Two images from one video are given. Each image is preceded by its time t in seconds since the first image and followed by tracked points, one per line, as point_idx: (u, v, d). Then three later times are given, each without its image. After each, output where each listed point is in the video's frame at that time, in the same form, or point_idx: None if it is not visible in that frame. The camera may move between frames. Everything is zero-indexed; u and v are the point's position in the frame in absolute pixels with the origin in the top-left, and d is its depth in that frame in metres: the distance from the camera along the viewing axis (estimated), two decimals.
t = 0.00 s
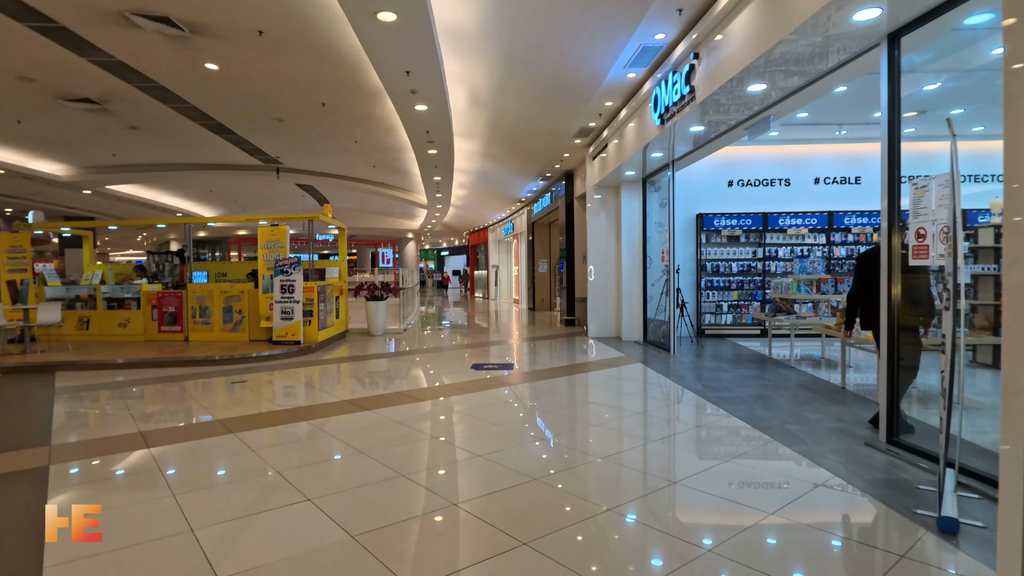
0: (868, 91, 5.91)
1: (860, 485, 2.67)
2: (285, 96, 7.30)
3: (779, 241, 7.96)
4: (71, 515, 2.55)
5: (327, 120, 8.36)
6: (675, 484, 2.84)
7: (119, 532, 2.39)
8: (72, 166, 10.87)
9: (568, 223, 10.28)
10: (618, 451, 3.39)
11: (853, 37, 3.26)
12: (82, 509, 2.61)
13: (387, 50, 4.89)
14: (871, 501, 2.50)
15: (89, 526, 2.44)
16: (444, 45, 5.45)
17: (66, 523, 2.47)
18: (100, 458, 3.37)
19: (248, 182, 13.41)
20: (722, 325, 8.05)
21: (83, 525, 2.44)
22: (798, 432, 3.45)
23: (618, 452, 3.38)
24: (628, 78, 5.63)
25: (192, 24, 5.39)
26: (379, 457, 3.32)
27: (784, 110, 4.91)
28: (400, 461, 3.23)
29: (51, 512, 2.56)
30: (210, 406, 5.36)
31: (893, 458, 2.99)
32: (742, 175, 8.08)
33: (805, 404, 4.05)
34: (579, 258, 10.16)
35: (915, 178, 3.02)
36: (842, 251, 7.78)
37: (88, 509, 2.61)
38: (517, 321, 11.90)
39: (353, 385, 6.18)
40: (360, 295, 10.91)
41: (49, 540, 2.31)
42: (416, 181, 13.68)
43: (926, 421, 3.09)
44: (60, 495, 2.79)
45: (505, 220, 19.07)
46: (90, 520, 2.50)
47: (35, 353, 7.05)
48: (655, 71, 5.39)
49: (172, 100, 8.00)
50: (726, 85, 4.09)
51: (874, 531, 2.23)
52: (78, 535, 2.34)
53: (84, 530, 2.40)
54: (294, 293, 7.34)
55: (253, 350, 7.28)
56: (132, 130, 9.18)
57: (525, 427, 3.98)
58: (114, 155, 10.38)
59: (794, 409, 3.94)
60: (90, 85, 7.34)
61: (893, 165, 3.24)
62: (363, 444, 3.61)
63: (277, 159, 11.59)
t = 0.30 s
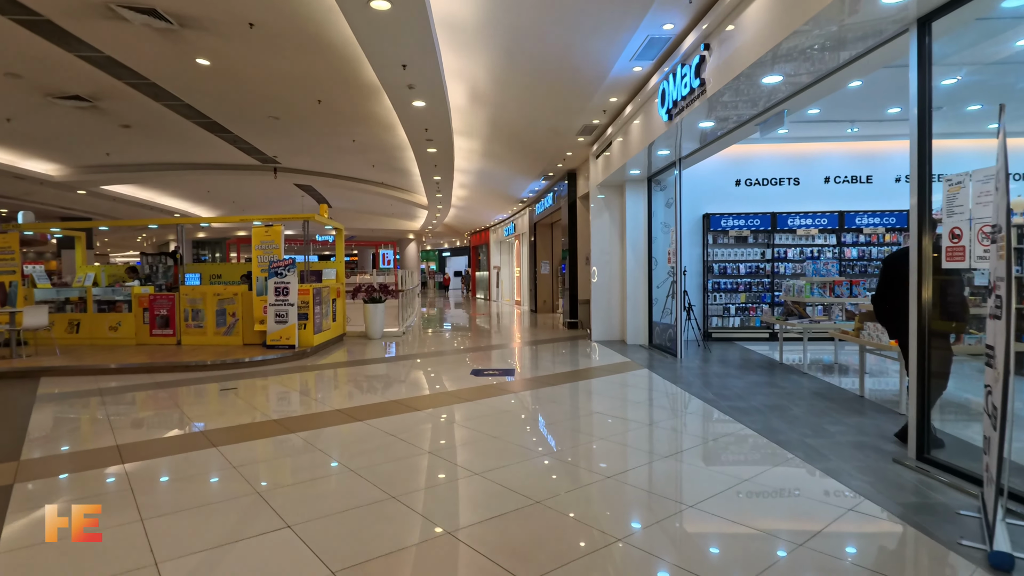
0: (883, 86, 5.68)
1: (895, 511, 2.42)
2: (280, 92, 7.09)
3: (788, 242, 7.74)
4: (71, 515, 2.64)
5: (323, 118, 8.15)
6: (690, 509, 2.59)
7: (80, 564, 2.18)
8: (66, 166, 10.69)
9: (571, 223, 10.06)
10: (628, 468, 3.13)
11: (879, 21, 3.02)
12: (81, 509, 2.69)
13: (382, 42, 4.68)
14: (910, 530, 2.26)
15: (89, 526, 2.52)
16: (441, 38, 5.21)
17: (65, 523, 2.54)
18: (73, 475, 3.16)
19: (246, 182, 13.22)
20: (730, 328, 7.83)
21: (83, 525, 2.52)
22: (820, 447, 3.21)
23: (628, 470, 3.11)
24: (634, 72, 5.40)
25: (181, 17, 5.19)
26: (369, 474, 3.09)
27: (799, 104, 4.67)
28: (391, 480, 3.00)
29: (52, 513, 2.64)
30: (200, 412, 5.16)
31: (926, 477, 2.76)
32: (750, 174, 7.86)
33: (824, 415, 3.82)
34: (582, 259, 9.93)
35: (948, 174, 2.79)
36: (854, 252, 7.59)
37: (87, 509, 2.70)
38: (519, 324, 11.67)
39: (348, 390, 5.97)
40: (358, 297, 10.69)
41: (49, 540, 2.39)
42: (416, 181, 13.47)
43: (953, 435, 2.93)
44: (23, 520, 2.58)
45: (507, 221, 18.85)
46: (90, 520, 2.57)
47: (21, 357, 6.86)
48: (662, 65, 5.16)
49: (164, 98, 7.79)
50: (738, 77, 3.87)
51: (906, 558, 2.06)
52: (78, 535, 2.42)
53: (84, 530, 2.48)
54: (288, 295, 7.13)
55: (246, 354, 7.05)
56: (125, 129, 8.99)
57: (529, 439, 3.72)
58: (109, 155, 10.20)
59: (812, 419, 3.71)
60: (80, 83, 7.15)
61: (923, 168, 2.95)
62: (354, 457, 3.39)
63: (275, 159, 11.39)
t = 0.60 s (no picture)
0: (899, 80, 5.47)
1: (937, 536, 2.21)
2: (276, 89, 6.89)
3: (798, 243, 7.54)
4: (71, 515, 2.60)
5: (321, 116, 7.96)
6: (712, 532, 2.33)
7: None
8: (59, 166, 10.50)
9: (574, 224, 9.85)
10: (642, 485, 2.87)
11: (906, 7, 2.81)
12: (81, 509, 2.65)
13: (379, 34, 4.47)
14: (956, 558, 2.04)
15: (89, 526, 2.47)
16: (441, 30, 5.00)
17: (66, 523, 2.51)
18: (43, 491, 2.93)
19: (243, 182, 13.02)
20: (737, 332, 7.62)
21: (83, 525, 2.47)
22: (845, 460, 2.99)
23: (642, 487, 2.85)
24: (642, 66, 5.20)
25: (171, 9, 4.98)
26: (358, 491, 2.85)
27: (815, 98, 4.46)
28: (384, 497, 2.77)
29: (52, 513, 2.61)
30: (189, 419, 4.95)
31: (965, 496, 2.54)
32: (758, 174, 7.66)
33: (845, 425, 3.61)
34: (585, 261, 9.73)
35: (990, 169, 2.61)
36: (865, 254, 7.38)
37: (88, 509, 2.66)
38: (520, 327, 11.46)
39: (344, 396, 5.76)
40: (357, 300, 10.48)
41: (49, 540, 2.35)
42: (416, 181, 13.28)
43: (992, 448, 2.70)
44: None
45: (508, 223, 18.66)
46: (90, 520, 2.53)
47: (7, 362, 6.64)
48: (671, 58, 4.96)
49: (157, 96, 7.60)
50: (754, 68, 3.67)
51: None
52: (78, 536, 2.38)
53: (84, 530, 2.43)
54: (284, 298, 6.94)
55: (240, 359, 6.84)
56: (118, 128, 8.79)
57: (533, 452, 3.46)
58: (103, 155, 10.01)
59: (833, 430, 3.50)
60: (70, 80, 6.96)
61: (957, 166, 2.72)
62: (347, 470, 3.17)
63: (273, 159, 11.20)
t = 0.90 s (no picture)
0: (916, 77, 5.28)
1: (987, 568, 2.00)
2: (272, 88, 6.70)
3: (807, 247, 7.34)
4: (71, 515, 2.69)
5: (318, 116, 7.78)
6: (739, 562, 2.12)
7: None
8: (53, 168, 10.33)
9: (577, 227, 9.66)
10: (660, 511, 2.61)
11: None
12: (82, 509, 2.75)
13: (376, 28, 4.28)
14: None
15: (88, 526, 2.56)
16: (441, 25, 4.79)
17: (66, 523, 2.60)
18: (13, 514, 2.73)
19: (241, 185, 12.84)
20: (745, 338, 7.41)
21: (83, 524, 2.56)
22: (875, 480, 2.79)
23: (660, 513, 2.59)
24: (649, 62, 5.01)
25: (161, 4, 4.79)
26: (350, 514, 2.64)
27: (834, 95, 4.27)
28: (380, 520, 2.56)
29: (52, 513, 2.70)
30: (179, 428, 4.75)
31: (1011, 521, 2.33)
32: (767, 175, 7.48)
33: (869, 440, 3.40)
34: (588, 265, 9.53)
35: None
36: (876, 257, 7.18)
37: (88, 509, 2.75)
38: (522, 331, 11.26)
39: (342, 403, 5.56)
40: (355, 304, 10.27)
41: (49, 540, 2.44)
42: (416, 184, 13.09)
43: None
44: None
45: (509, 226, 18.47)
46: (90, 520, 2.62)
47: None
48: (680, 54, 4.77)
49: (151, 96, 7.42)
50: (770, 63, 3.49)
51: None
52: (78, 536, 2.46)
53: (84, 530, 2.52)
54: (279, 303, 6.74)
55: (233, 366, 6.64)
56: (112, 129, 8.62)
57: (538, 469, 3.22)
58: (97, 156, 9.84)
59: (857, 445, 3.30)
60: (60, 79, 6.79)
61: (998, 165, 2.53)
62: (341, 488, 2.97)
63: (270, 161, 11.02)
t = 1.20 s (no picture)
0: (935, 75, 5.10)
1: None
2: (270, 88, 6.54)
3: (818, 250, 7.14)
4: (71, 515, 2.73)
5: (318, 118, 7.62)
6: None
7: None
8: (50, 171, 10.19)
9: (581, 231, 9.48)
10: (678, 536, 2.36)
11: None
12: (82, 509, 2.79)
13: (375, 23, 4.10)
14: None
15: (89, 525, 2.59)
16: (442, 20, 4.60)
17: (65, 523, 2.64)
18: None
19: (241, 188, 12.70)
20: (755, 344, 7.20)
21: (84, 524, 2.60)
22: (910, 501, 2.58)
23: (678, 539, 2.34)
24: (659, 58, 4.83)
25: None
26: (341, 536, 2.43)
27: (853, 90, 4.07)
28: (375, 543, 2.36)
29: (52, 512, 2.75)
30: (170, 437, 4.56)
31: None
32: (776, 177, 7.30)
33: (897, 455, 3.20)
34: (593, 269, 9.34)
35: None
36: (890, 261, 6.98)
37: (88, 509, 2.80)
38: (524, 337, 11.07)
39: (340, 411, 5.36)
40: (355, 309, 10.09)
41: (50, 539, 2.46)
42: (418, 187, 12.93)
43: None
44: None
45: (512, 230, 18.31)
46: (91, 520, 2.66)
47: None
48: (691, 49, 4.60)
49: (147, 97, 7.27)
50: (789, 55, 3.30)
51: None
52: (78, 535, 2.48)
53: (84, 530, 2.55)
54: (275, 308, 6.56)
55: (229, 373, 6.45)
56: (108, 131, 8.47)
57: (544, 486, 2.99)
58: (93, 159, 9.69)
59: (885, 462, 3.09)
60: (54, 79, 6.63)
61: None
62: (332, 507, 2.76)
63: (270, 164, 10.87)
